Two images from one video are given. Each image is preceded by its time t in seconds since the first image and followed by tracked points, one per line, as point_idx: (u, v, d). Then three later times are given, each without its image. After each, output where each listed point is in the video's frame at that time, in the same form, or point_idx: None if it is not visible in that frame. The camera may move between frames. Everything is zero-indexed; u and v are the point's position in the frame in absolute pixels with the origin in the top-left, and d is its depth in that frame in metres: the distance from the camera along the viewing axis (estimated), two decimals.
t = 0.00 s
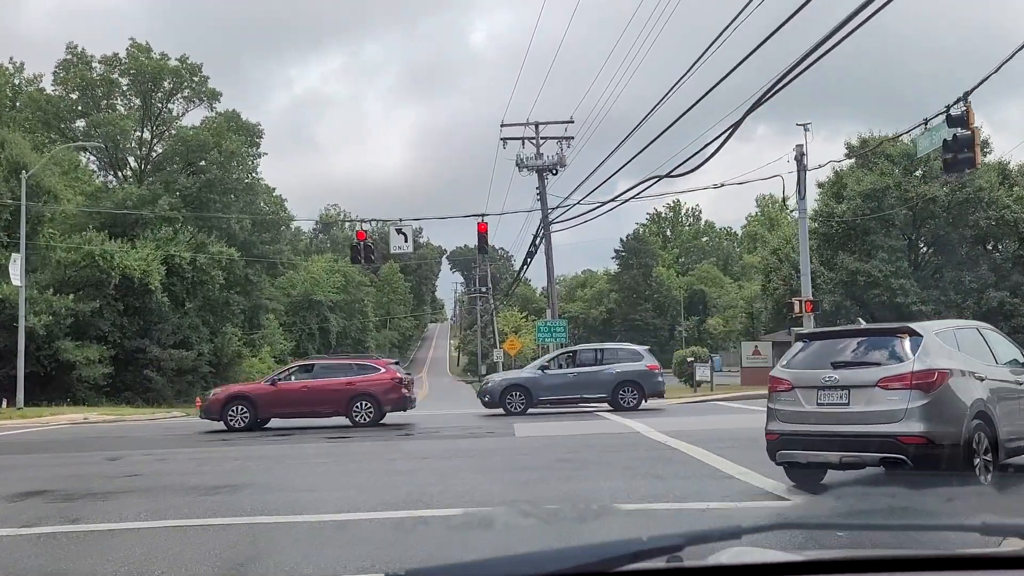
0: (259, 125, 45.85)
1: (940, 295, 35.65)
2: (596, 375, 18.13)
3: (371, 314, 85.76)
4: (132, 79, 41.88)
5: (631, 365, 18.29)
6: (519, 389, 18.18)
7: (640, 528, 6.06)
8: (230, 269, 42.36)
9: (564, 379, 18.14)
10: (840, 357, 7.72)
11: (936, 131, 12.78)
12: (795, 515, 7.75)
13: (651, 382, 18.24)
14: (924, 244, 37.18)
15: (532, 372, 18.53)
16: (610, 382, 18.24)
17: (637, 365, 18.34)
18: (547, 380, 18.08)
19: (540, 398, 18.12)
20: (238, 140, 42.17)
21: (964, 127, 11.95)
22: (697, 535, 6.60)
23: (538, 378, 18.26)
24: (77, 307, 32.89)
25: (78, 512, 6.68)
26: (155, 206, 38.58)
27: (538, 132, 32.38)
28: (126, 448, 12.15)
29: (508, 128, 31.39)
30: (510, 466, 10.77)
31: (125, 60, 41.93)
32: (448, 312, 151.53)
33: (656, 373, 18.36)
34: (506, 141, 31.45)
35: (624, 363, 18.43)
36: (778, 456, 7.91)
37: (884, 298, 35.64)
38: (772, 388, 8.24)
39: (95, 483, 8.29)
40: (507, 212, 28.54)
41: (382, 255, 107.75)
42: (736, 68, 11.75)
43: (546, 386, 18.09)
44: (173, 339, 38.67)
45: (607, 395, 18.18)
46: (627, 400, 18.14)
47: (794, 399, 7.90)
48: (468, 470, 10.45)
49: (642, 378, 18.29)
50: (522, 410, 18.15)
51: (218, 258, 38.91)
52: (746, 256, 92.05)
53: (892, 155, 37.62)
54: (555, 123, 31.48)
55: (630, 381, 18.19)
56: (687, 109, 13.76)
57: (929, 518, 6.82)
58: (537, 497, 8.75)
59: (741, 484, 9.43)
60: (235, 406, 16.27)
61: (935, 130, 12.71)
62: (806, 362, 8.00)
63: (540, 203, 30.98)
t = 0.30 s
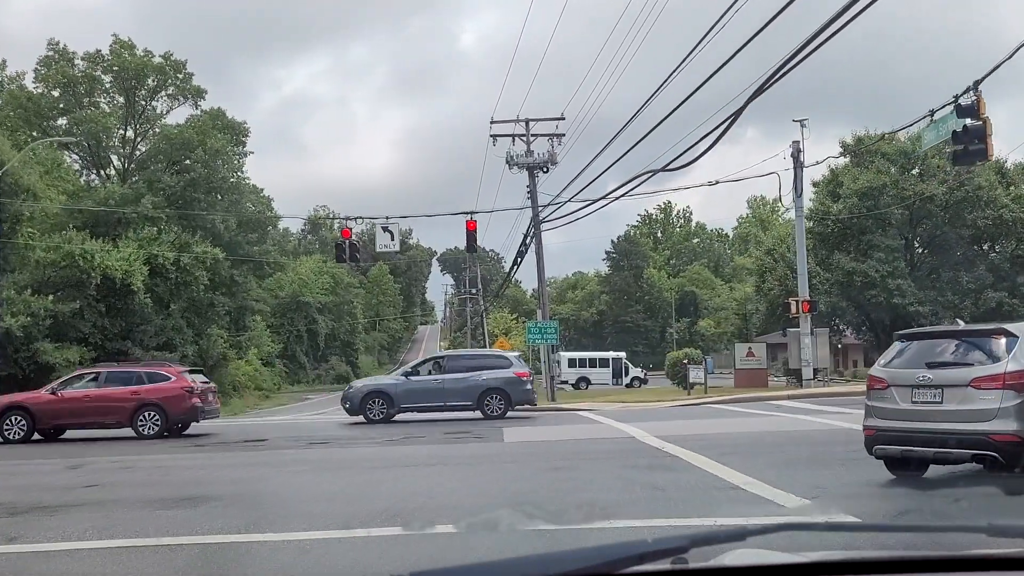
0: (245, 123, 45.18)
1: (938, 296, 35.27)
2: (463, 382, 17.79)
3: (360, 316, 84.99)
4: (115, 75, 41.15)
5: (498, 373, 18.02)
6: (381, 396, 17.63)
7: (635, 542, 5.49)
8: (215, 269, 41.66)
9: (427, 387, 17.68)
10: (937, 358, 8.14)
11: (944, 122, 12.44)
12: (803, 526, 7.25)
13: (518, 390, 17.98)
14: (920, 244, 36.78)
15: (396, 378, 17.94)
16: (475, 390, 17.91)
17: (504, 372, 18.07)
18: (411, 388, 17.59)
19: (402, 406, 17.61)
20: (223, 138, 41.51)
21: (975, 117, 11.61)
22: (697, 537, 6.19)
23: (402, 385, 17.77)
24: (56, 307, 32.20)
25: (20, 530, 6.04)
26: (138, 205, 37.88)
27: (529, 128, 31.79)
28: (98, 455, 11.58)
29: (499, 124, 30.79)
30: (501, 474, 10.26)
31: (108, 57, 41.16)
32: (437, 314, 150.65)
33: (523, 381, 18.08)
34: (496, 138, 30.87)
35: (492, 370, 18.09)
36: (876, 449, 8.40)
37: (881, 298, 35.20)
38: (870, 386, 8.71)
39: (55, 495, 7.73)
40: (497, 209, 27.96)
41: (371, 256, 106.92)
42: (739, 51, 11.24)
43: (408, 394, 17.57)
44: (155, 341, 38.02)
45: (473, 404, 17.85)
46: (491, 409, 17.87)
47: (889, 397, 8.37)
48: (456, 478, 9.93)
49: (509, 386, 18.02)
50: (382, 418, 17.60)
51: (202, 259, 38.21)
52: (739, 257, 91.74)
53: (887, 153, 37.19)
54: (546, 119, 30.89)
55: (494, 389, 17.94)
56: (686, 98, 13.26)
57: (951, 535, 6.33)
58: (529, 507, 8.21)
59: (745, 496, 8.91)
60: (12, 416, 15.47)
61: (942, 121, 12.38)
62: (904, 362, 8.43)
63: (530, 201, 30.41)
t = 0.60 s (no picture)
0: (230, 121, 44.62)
1: (933, 297, 34.99)
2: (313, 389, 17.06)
3: (348, 317, 84.34)
4: (97, 72, 40.52)
5: (351, 378, 17.28)
6: (227, 403, 16.96)
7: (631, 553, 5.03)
8: (199, 269, 41.04)
9: (275, 394, 16.97)
10: None
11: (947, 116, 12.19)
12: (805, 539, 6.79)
13: (373, 397, 17.27)
14: (914, 244, 36.51)
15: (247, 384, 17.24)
16: (327, 396, 17.22)
17: (359, 377, 17.35)
18: (257, 396, 16.87)
19: (249, 414, 16.94)
20: (207, 136, 40.91)
21: (981, 109, 11.34)
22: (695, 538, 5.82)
23: (249, 392, 17.05)
24: (34, 308, 31.57)
25: None
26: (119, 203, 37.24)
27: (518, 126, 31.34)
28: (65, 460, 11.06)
29: (488, 122, 30.32)
30: (490, 481, 9.79)
31: (89, 53, 40.52)
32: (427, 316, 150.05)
33: (379, 386, 17.39)
34: (484, 136, 30.38)
35: (347, 375, 17.39)
36: (990, 443, 8.67)
37: (875, 299, 34.90)
38: (982, 380, 8.93)
39: (5, 507, 7.21)
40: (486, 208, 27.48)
41: (360, 258, 106.29)
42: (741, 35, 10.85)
43: (255, 401, 16.89)
44: (137, 342, 37.45)
45: (325, 410, 17.16)
46: (345, 415, 17.19)
47: (1002, 393, 8.61)
48: (443, 486, 9.47)
49: (362, 392, 17.30)
50: (230, 427, 16.97)
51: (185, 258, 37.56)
52: (729, 259, 91.55)
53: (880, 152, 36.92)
54: (535, 117, 30.43)
55: (349, 395, 17.23)
56: (682, 87, 12.85)
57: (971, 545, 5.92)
58: (518, 518, 7.75)
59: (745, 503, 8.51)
60: None
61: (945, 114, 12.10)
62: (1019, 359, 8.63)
63: (520, 199, 29.97)
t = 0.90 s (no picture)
0: (218, 120, 44.20)
1: (927, 299, 34.80)
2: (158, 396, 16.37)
3: (338, 319, 83.80)
4: (82, 69, 40.04)
5: (192, 387, 16.63)
6: (62, 411, 16.33)
7: (632, 569, 4.75)
8: (185, 269, 40.52)
9: (113, 401, 16.35)
10: None
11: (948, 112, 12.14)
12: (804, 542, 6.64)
13: (216, 406, 16.64)
14: (907, 246, 36.32)
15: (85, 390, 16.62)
16: (168, 404, 16.60)
17: (203, 384, 16.72)
18: (94, 403, 16.25)
19: (84, 422, 16.32)
20: (194, 135, 40.50)
21: (988, 104, 11.29)
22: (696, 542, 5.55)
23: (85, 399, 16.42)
24: (16, 308, 31.05)
25: None
26: (104, 202, 36.80)
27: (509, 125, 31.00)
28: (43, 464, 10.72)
29: (478, 120, 29.95)
30: (481, 486, 9.48)
31: (74, 50, 39.99)
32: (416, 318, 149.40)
33: (224, 395, 16.74)
34: (474, 134, 29.99)
35: (191, 381, 16.76)
36: None
37: (870, 301, 34.71)
38: None
39: None
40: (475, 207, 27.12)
41: (350, 259, 105.71)
42: (742, 23, 10.57)
43: (90, 408, 16.26)
44: (121, 343, 36.95)
45: (165, 418, 16.57)
46: (186, 424, 16.61)
47: None
48: (432, 491, 9.15)
49: (205, 401, 16.69)
50: (65, 435, 16.33)
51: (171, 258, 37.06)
52: (720, 261, 91.48)
53: (875, 152, 36.65)
54: (527, 114, 30.04)
55: (190, 403, 16.63)
56: (680, 79, 12.60)
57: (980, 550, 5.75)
58: (513, 525, 7.48)
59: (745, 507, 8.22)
60: None
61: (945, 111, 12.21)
62: None
63: (511, 198, 29.60)
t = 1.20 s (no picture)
0: (207, 118, 43.82)
1: (923, 300, 34.66)
2: None
3: (329, 320, 83.39)
4: (69, 66, 39.58)
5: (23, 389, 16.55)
6: None
7: (632, 570, 4.61)
8: (173, 269, 40.09)
9: None
10: None
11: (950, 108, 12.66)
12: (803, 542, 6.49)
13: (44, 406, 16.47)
14: (902, 246, 36.18)
15: None
16: None
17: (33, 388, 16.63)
18: None
19: None
20: (183, 133, 40.13)
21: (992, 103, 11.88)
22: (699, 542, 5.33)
23: None
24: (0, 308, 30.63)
25: None
26: (90, 200, 36.43)
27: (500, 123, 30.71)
28: None
29: (470, 118, 29.65)
30: (471, 490, 9.20)
31: (61, 46, 39.53)
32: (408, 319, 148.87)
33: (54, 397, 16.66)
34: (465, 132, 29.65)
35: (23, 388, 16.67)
36: None
37: (865, 301, 34.55)
38: None
39: None
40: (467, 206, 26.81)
41: (341, 260, 105.28)
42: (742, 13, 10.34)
43: None
44: (108, 343, 36.55)
45: None
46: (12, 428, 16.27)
47: None
48: (420, 495, 8.86)
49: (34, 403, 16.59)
50: None
51: (159, 257, 36.62)
52: (713, 263, 91.42)
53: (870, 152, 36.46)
54: (519, 113, 29.75)
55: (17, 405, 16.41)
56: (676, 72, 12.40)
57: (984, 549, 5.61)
58: (503, 530, 7.26)
59: (743, 510, 7.95)
60: None
61: (947, 106, 13.00)
62: None
63: (503, 197, 29.30)
